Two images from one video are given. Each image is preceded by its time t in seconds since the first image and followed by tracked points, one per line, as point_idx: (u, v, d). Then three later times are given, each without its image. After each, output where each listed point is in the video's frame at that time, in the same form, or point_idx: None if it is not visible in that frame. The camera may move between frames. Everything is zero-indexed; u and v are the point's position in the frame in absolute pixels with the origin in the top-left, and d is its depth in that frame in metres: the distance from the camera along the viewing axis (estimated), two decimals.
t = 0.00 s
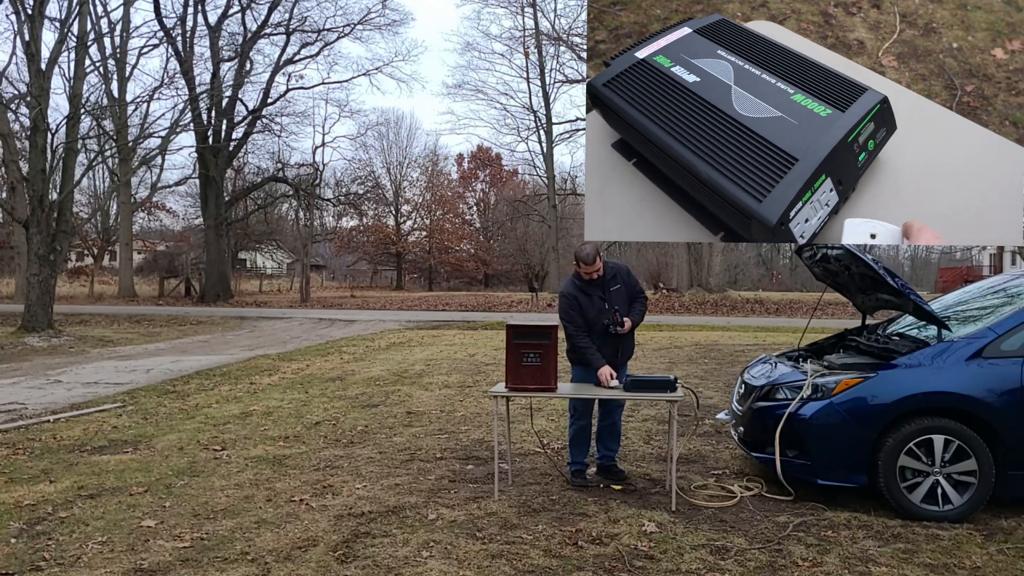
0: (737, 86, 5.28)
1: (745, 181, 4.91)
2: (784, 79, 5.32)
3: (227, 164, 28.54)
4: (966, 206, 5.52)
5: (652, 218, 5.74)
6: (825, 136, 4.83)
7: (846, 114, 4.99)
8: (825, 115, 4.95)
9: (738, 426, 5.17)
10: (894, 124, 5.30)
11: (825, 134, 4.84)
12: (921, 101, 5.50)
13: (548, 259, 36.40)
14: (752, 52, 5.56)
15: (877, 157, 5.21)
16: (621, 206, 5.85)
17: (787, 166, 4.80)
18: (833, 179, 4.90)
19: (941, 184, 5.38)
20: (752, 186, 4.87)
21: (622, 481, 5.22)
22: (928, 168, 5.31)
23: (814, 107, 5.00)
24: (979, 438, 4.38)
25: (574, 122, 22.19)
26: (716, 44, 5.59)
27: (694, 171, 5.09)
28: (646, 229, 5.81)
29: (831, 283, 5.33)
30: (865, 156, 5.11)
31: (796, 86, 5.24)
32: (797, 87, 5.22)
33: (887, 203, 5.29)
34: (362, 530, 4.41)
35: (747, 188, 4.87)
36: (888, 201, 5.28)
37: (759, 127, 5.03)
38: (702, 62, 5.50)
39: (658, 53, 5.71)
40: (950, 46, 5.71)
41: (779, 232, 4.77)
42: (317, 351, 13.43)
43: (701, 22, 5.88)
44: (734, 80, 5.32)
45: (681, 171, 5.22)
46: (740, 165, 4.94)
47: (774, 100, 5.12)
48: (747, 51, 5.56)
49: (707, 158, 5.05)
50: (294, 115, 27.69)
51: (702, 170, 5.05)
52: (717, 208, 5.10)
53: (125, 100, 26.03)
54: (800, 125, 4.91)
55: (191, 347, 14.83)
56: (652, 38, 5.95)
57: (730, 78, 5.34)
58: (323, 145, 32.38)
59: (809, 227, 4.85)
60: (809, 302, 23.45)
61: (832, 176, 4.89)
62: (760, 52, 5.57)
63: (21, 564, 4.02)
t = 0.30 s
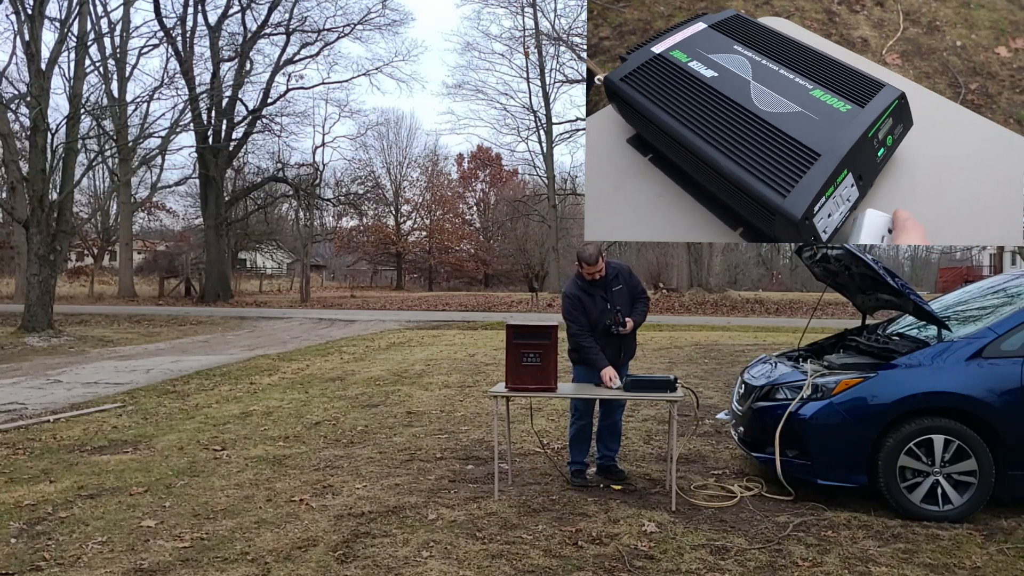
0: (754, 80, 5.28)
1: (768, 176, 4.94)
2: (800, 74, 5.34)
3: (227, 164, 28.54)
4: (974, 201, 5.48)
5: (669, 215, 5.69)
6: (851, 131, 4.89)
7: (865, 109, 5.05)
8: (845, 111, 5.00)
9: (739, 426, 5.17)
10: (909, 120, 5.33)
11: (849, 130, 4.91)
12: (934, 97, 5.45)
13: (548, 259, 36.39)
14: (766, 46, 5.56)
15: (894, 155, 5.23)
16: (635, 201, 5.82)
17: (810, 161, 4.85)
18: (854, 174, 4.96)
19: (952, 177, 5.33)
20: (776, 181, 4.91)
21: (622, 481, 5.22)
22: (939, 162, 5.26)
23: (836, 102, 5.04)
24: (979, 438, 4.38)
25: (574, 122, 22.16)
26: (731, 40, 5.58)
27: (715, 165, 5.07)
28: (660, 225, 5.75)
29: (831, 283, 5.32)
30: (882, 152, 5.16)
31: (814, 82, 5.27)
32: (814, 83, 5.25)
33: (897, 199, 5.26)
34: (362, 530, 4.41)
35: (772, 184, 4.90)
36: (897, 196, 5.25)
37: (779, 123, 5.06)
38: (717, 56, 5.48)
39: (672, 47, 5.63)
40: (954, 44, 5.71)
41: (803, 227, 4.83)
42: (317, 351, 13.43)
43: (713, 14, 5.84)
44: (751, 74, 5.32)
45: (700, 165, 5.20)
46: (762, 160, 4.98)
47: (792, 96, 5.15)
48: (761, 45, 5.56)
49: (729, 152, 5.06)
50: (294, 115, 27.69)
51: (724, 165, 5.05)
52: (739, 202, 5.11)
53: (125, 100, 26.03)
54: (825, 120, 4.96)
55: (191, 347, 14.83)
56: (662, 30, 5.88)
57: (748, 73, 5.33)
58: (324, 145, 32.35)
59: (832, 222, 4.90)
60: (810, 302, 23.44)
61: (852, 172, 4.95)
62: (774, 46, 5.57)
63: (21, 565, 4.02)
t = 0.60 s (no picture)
0: (746, 79, 5.29)
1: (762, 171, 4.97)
2: (791, 72, 5.39)
3: (227, 164, 28.54)
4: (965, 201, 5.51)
5: (665, 214, 5.68)
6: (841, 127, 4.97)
7: (855, 105, 5.12)
8: (836, 107, 5.07)
9: (738, 426, 5.17)
10: (900, 114, 5.40)
11: (840, 126, 4.98)
12: (920, 93, 5.57)
13: (548, 260, 36.37)
14: (756, 45, 5.59)
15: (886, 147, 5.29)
16: (630, 202, 5.80)
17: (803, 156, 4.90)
18: (846, 167, 5.02)
19: (941, 174, 5.36)
20: (770, 176, 4.95)
21: (622, 481, 5.22)
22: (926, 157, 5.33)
23: (826, 99, 5.12)
24: (979, 438, 4.38)
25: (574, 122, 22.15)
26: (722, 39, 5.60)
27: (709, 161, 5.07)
28: (656, 224, 5.75)
29: (831, 283, 5.33)
30: (875, 146, 5.21)
31: (804, 79, 5.32)
32: (805, 80, 5.30)
33: (886, 195, 5.31)
34: (362, 530, 4.41)
35: (765, 179, 4.94)
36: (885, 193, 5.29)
37: (771, 119, 5.10)
38: (709, 56, 5.49)
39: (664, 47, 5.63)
40: (941, 41, 5.87)
41: (797, 221, 4.88)
42: (317, 351, 13.42)
43: (703, 15, 5.85)
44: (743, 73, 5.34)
45: (692, 161, 5.19)
46: (756, 156, 5.00)
47: (784, 93, 5.20)
48: (752, 45, 5.59)
49: (722, 149, 5.07)
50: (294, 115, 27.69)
51: (718, 161, 5.06)
52: (733, 198, 5.11)
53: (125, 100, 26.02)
54: (816, 116, 5.02)
55: (190, 347, 14.82)
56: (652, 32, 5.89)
57: (739, 71, 5.35)
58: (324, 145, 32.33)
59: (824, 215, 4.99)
60: (810, 302, 23.39)
61: (844, 166, 5.02)
62: (766, 46, 5.60)
63: (21, 564, 4.02)
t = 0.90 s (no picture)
0: (723, 79, 5.13)
1: (743, 171, 4.85)
2: (767, 68, 5.20)
3: (227, 164, 28.55)
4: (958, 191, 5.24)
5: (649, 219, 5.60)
6: (818, 122, 4.80)
7: (831, 97, 4.95)
8: (812, 101, 4.89)
9: (738, 426, 5.17)
10: (876, 104, 5.16)
11: (817, 119, 4.81)
12: (900, 82, 5.27)
13: (548, 260, 36.36)
14: (733, 43, 5.41)
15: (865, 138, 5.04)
16: (613, 207, 5.72)
17: (781, 152, 4.77)
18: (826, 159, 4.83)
19: (927, 165, 5.09)
20: (751, 174, 4.82)
21: (622, 481, 5.22)
22: (915, 149, 5.04)
23: (801, 94, 4.94)
24: (979, 438, 4.38)
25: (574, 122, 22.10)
26: (696, 40, 5.43)
27: (689, 163, 4.97)
28: (641, 228, 5.67)
29: (832, 283, 5.33)
30: (852, 135, 5.00)
31: (781, 75, 5.13)
32: (781, 76, 5.12)
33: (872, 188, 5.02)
34: (362, 530, 4.41)
35: (746, 178, 4.82)
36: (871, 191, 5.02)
37: (749, 117, 4.94)
38: (684, 59, 5.32)
39: (637, 52, 5.48)
40: (919, 31, 5.56)
41: (781, 216, 4.73)
42: (317, 351, 13.43)
43: (677, 19, 5.63)
44: (719, 73, 5.16)
45: (674, 164, 5.07)
46: (736, 156, 4.87)
47: (760, 89, 5.02)
48: (728, 43, 5.40)
49: (701, 150, 4.95)
50: (294, 115, 27.69)
51: (698, 162, 4.94)
52: (716, 199, 4.98)
53: (125, 100, 26.05)
54: (792, 113, 4.86)
55: (191, 347, 14.83)
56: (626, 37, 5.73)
57: (714, 69, 5.17)
58: (324, 145, 32.33)
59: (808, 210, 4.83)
60: (810, 301, 23.37)
61: (825, 158, 4.82)
62: (743, 44, 5.40)
63: (21, 564, 4.02)
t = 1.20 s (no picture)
0: (714, 84, 5.19)
1: (733, 176, 4.94)
2: (759, 72, 5.25)
3: (227, 164, 28.55)
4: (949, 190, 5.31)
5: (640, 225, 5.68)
6: (810, 126, 4.85)
7: (824, 101, 5.00)
8: (805, 104, 4.95)
9: (739, 426, 5.17)
10: (868, 106, 5.28)
11: (809, 123, 4.87)
12: (892, 84, 5.35)
13: (548, 260, 36.38)
14: (726, 47, 5.47)
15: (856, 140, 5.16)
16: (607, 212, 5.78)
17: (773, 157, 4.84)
18: (819, 163, 4.91)
19: (918, 165, 5.19)
20: (742, 179, 4.92)
21: (622, 481, 5.22)
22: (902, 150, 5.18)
23: (793, 97, 5.00)
24: (979, 438, 4.38)
25: (573, 122, 22.10)
26: (689, 44, 5.49)
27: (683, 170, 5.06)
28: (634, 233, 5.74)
29: (831, 283, 5.33)
30: (846, 138, 5.10)
31: (774, 78, 5.18)
32: (774, 79, 5.17)
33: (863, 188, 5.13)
34: (362, 530, 4.41)
35: (738, 182, 4.91)
36: (862, 190, 5.13)
37: (740, 122, 5.02)
38: (676, 63, 5.38)
39: (630, 58, 5.56)
40: (912, 30, 5.59)
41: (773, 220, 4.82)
42: (317, 351, 13.43)
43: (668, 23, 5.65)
44: (711, 77, 5.23)
45: (667, 169, 5.17)
46: (728, 161, 4.96)
47: (751, 93, 5.09)
48: (721, 47, 5.45)
49: (693, 155, 5.04)
50: (294, 115, 27.71)
51: (688, 166, 5.04)
52: (708, 204, 5.07)
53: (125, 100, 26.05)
54: (784, 118, 4.92)
55: (191, 347, 14.84)
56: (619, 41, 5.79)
57: (706, 74, 5.24)
58: (325, 146, 32.35)
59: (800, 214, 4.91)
60: (810, 301, 23.36)
61: (817, 162, 4.91)
62: (736, 48, 5.46)
63: (21, 565, 4.02)
